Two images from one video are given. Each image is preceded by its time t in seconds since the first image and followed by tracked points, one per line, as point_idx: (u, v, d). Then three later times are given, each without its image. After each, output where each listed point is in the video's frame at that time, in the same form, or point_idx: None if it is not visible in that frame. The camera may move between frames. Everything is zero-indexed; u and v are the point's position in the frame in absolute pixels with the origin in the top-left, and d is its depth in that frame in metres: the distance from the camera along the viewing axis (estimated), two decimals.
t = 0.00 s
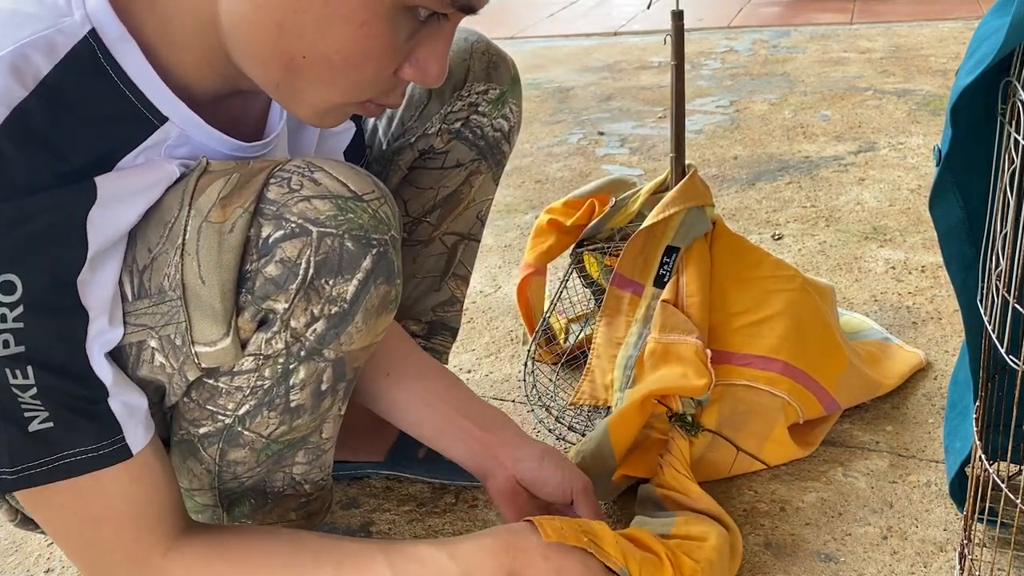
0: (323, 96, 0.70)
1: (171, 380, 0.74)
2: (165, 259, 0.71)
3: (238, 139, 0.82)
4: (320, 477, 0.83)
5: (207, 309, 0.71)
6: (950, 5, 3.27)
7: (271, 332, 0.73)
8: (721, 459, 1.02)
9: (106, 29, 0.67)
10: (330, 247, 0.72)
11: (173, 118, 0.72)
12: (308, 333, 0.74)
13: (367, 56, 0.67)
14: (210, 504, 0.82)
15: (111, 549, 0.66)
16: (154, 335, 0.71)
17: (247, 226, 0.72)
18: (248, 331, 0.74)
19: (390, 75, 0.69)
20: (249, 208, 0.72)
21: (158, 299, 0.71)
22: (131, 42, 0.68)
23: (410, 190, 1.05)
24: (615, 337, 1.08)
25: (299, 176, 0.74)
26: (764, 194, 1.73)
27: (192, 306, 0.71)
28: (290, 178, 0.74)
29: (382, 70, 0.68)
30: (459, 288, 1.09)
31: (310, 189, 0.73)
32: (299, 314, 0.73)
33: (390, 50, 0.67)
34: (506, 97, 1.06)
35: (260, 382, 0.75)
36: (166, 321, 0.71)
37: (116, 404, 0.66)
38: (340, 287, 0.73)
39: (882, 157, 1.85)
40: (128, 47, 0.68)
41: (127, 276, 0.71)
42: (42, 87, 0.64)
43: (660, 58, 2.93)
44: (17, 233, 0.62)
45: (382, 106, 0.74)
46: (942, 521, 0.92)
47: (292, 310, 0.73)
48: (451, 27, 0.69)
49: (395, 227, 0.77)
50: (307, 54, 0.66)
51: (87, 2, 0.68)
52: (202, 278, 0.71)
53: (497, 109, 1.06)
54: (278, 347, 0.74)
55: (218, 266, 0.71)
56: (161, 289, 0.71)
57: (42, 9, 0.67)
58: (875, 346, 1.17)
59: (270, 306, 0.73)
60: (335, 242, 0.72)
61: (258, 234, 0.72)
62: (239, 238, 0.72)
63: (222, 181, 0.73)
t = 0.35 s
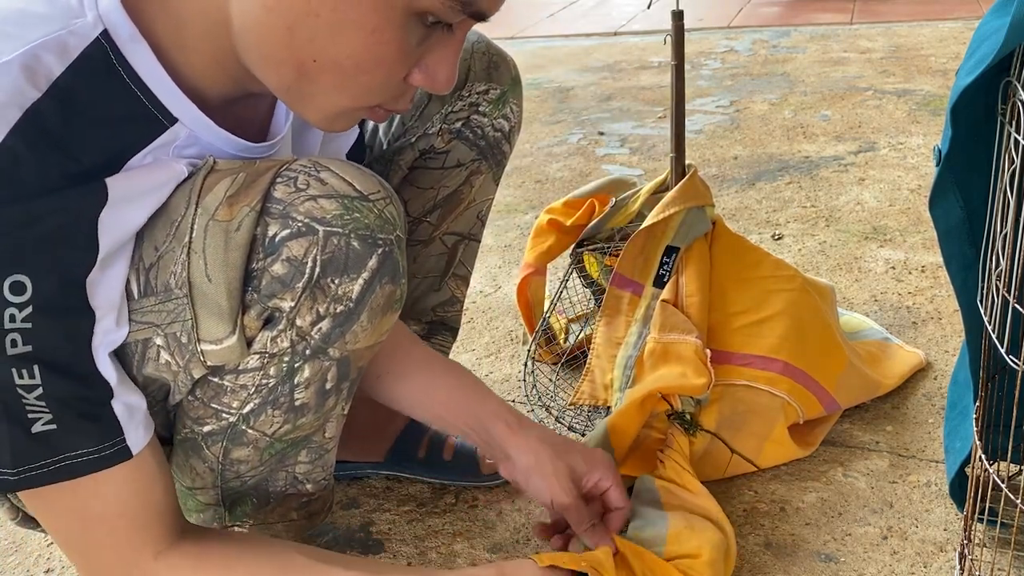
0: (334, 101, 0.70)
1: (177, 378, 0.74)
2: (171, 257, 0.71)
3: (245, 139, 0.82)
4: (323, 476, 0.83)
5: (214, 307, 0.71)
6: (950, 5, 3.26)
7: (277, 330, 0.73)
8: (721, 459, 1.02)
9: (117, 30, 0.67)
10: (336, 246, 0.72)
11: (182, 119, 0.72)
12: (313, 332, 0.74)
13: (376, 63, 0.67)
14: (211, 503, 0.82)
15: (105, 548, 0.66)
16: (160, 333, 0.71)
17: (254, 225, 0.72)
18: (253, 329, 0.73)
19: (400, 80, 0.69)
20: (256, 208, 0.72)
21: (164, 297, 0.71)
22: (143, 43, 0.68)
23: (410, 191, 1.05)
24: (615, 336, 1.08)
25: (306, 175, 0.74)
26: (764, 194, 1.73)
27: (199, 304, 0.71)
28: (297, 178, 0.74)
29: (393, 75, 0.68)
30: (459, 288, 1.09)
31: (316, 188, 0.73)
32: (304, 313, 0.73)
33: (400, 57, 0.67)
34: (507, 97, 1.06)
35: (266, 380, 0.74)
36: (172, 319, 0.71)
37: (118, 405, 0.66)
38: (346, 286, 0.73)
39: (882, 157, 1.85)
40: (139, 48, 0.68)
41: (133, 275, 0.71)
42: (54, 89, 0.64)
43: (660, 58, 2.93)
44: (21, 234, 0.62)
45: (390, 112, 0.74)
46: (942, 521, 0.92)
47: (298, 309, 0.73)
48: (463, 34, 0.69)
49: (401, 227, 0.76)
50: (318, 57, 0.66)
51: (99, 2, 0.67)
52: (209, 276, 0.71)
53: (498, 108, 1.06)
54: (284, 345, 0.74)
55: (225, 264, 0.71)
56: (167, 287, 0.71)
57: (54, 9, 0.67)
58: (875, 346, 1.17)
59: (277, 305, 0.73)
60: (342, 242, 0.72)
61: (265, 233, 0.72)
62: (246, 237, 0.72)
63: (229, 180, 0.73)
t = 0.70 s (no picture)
0: (332, 108, 0.70)
1: (180, 377, 0.73)
2: (175, 257, 0.71)
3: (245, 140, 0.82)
4: (324, 476, 0.83)
5: (217, 307, 0.71)
6: (951, 5, 3.26)
7: (281, 330, 0.73)
8: (722, 459, 1.02)
9: (121, 32, 0.67)
10: (340, 246, 0.72)
11: (185, 121, 0.72)
12: (317, 331, 0.74)
13: (375, 70, 0.67)
14: (213, 502, 0.82)
15: (110, 545, 0.67)
16: (163, 332, 0.71)
17: (257, 225, 0.72)
18: (257, 329, 0.73)
19: (399, 87, 0.69)
20: (260, 208, 0.72)
21: (167, 297, 0.71)
22: (146, 45, 0.68)
23: (409, 190, 1.05)
24: (615, 337, 1.08)
25: (310, 176, 0.74)
26: (764, 194, 1.73)
27: (202, 304, 0.71)
28: (301, 178, 0.74)
29: (392, 83, 0.68)
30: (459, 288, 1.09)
31: (321, 188, 0.73)
32: (308, 313, 0.73)
33: (399, 64, 0.67)
34: (506, 96, 1.06)
35: (268, 380, 0.74)
36: (176, 319, 0.71)
37: (123, 406, 0.66)
38: (349, 286, 0.73)
39: (882, 157, 1.85)
40: (142, 50, 0.68)
41: (137, 275, 0.71)
42: (57, 89, 0.64)
43: (660, 58, 2.93)
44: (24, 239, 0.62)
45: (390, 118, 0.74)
46: (942, 521, 0.92)
47: (302, 309, 0.73)
48: (463, 42, 0.69)
49: (403, 228, 0.77)
50: (314, 65, 0.66)
51: (103, 4, 0.67)
52: (213, 275, 0.71)
53: (498, 108, 1.06)
54: (287, 345, 0.74)
55: (229, 264, 0.71)
56: (171, 287, 0.71)
57: (58, 10, 0.67)
58: (875, 346, 1.17)
59: (280, 305, 0.73)
60: (346, 242, 0.73)
61: (269, 233, 0.73)
62: (250, 237, 0.72)
63: (233, 180, 0.73)
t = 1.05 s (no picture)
0: (318, 116, 0.70)
1: (189, 373, 0.74)
2: (185, 253, 0.71)
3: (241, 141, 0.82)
4: (326, 475, 0.83)
5: (227, 303, 0.71)
6: (951, 5, 3.26)
7: (290, 325, 0.73)
8: (721, 459, 1.01)
9: (113, 32, 0.68)
10: (349, 243, 0.72)
11: (180, 117, 0.72)
12: (324, 327, 0.74)
13: (353, 81, 0.66)
14: (216, 500, 0.82)
15: (119, 544, 0.66)
16: (173, 328, 0.71)
17: (267, 221, 0.72)
18: (266, 325, 0.73)
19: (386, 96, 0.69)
20: (270, 205, 0.72)
21: (178, 293, 0.71)
22: (139, 45, 0.69)
23: (411, 188, 1.05)
24: (616, 337, 1.07)
25: (318, 173, 0.74)
26: (764, 194, 1.73)
27: (213, 299, 0.71)
28: (310, 175, 0.74)
29: (375, 92, 0.68)
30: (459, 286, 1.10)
31: (329, 185, 0.73)
32: (316, 309, 0.73)
33: (378, 74, 0.66)
34: (507, 96, 1.06)
35: (276, 375, 0.74)
36: (186, 314, 0.71)
37: (123, 399, 0.65)
38: (358, 282, 0.73)
39: (882, 157, 1.85)
40: (135, 49, 0.68)
41: (146, 270, 0.71)
42: (49, 89, 0.64)
43: (660, 58, 2.93)
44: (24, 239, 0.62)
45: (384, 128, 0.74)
46: (942, 521, 0.92)
47: (310, 305, 0.73)
48: (452, 51, 0.68)
49: (410, 225, 0.77)
50: (292, 75, 0.66)
51: (95, 5, 0.68)
52: (223, 271, 0.70)
53: (501, 107, 1.06)
54: (295, 341, 0.74)
55: (240, 260, 0.70)
56: (181, 282, 0.71)
57: (50, 10, 0.67)
58: (875, 346, 1.17)
59: (289, 301, 0.73)
60: (354, 239, 0.73)
61: (279, 229, 0.72)
62: (259, 234, 0.71)
63: (243, 177, 0.72)
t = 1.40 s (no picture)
0: (316, 128, 0.70)
1: (193, 371, 0.74)
2: (193, 251, 0.71)
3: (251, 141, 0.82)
4: (328, 474, 0.83)
5: (234, 301, 0.71)
6: (951, 4, 3.26)
7: (296, 325, 0.73)
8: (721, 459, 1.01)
9: (126, 32, 0.67)
10: (355, 243, 0.72)
11: (191, 119, 0.72)
12: (330, 326, 0.74)
13: (339, 98, 0.66)
14: (219, 499, 0.82)
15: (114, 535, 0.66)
16: (180, 326, 0.71)
17: (274, 221, 0.72)
18: (272, 323, 0.73)
19: (382, 109, 0.68)
20: (277, 204, 0.72)
21: (184, 291, 0.71)
22: (150, 44, 0.68)
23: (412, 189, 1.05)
24: (616, 337, 1.07)
25: (325, 174, 0.74)
26: (764, 194, 1.73)
27: (220, 298, 0.71)
28: (317, 176, 0.74)
29: (369, 106, 0.67)
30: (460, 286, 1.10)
31: (336, 185, 0.73)
32: (323, 308, 0.73)
33: (366, 91, 0.66)
34: (512, 96, 1.07)
35: (281, 374, 0.74)
36: (192, 312, 0.71)
37: (126, 402, 0.65)
38: (363, 282, 0.73)
39: (882, 157, 1.85)
40: (147, 49, 0.68)
41: (153, 267, 0.71)
42: (63, 89, 0.64)
43: (660, 58, 2.93)
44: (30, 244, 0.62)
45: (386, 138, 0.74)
46: (942, 521, 0.92)
47: (317, 304, 0.73)
48: (446, 68, 0.66)
49: (416, 226, 0.77)
50: (283, 90, 0.66)
51: (108, 5, 0.67)
52: (230, 270, 0.70)
53: (504, 108, 1.06)
54: (300, 340, 0.73)
55: (246, 259, 0.70)
56: (188, 280, 0.71)
57: (62, 9, 0.67)
58: (875, 346, 1.17)
59: (296, 300, 0.72)
60: (361, 239, 0.72)
61: (285, 229, 0.72)
62: (266, 234, 0.71)
63: (250, 176, 0.73)
